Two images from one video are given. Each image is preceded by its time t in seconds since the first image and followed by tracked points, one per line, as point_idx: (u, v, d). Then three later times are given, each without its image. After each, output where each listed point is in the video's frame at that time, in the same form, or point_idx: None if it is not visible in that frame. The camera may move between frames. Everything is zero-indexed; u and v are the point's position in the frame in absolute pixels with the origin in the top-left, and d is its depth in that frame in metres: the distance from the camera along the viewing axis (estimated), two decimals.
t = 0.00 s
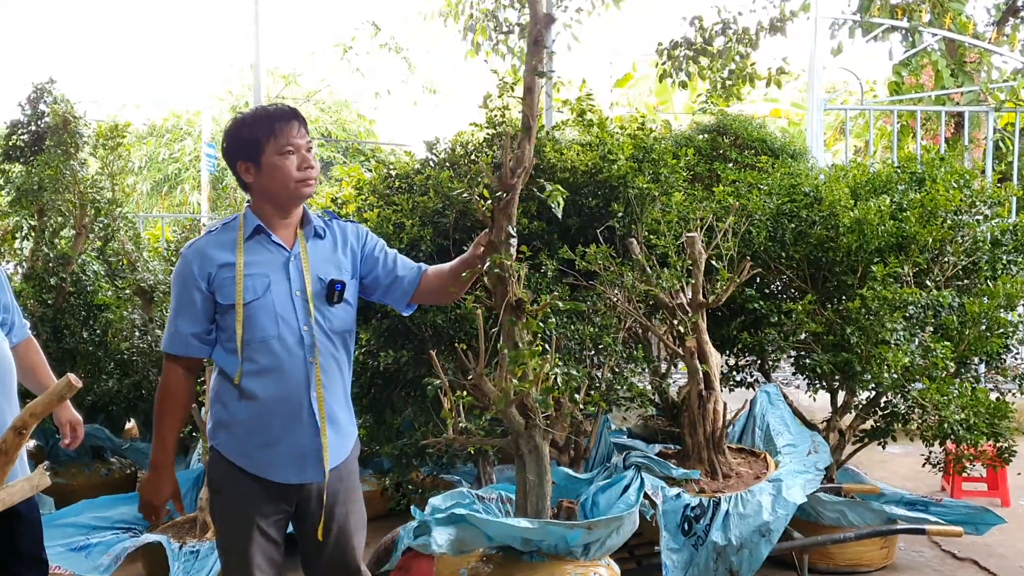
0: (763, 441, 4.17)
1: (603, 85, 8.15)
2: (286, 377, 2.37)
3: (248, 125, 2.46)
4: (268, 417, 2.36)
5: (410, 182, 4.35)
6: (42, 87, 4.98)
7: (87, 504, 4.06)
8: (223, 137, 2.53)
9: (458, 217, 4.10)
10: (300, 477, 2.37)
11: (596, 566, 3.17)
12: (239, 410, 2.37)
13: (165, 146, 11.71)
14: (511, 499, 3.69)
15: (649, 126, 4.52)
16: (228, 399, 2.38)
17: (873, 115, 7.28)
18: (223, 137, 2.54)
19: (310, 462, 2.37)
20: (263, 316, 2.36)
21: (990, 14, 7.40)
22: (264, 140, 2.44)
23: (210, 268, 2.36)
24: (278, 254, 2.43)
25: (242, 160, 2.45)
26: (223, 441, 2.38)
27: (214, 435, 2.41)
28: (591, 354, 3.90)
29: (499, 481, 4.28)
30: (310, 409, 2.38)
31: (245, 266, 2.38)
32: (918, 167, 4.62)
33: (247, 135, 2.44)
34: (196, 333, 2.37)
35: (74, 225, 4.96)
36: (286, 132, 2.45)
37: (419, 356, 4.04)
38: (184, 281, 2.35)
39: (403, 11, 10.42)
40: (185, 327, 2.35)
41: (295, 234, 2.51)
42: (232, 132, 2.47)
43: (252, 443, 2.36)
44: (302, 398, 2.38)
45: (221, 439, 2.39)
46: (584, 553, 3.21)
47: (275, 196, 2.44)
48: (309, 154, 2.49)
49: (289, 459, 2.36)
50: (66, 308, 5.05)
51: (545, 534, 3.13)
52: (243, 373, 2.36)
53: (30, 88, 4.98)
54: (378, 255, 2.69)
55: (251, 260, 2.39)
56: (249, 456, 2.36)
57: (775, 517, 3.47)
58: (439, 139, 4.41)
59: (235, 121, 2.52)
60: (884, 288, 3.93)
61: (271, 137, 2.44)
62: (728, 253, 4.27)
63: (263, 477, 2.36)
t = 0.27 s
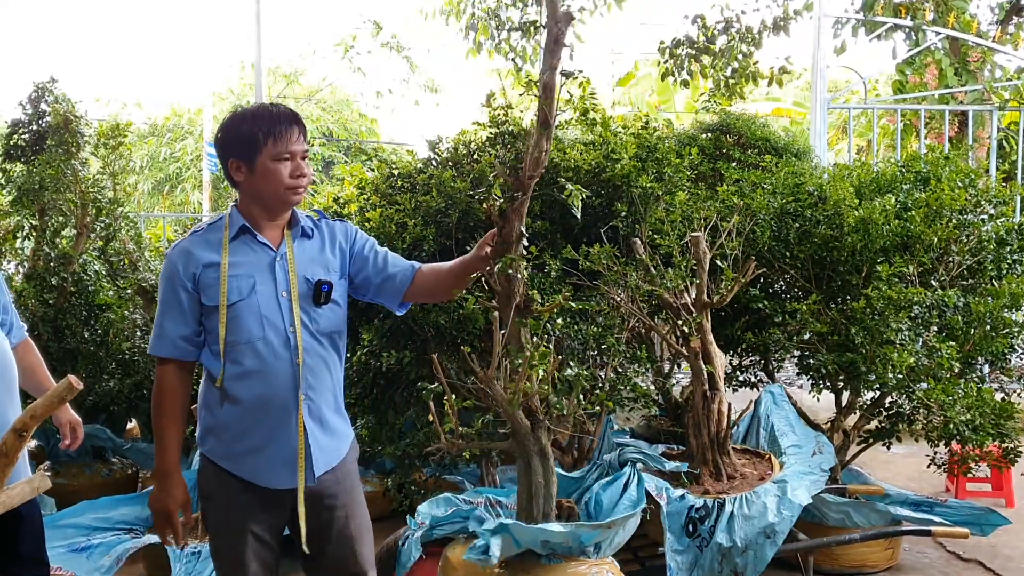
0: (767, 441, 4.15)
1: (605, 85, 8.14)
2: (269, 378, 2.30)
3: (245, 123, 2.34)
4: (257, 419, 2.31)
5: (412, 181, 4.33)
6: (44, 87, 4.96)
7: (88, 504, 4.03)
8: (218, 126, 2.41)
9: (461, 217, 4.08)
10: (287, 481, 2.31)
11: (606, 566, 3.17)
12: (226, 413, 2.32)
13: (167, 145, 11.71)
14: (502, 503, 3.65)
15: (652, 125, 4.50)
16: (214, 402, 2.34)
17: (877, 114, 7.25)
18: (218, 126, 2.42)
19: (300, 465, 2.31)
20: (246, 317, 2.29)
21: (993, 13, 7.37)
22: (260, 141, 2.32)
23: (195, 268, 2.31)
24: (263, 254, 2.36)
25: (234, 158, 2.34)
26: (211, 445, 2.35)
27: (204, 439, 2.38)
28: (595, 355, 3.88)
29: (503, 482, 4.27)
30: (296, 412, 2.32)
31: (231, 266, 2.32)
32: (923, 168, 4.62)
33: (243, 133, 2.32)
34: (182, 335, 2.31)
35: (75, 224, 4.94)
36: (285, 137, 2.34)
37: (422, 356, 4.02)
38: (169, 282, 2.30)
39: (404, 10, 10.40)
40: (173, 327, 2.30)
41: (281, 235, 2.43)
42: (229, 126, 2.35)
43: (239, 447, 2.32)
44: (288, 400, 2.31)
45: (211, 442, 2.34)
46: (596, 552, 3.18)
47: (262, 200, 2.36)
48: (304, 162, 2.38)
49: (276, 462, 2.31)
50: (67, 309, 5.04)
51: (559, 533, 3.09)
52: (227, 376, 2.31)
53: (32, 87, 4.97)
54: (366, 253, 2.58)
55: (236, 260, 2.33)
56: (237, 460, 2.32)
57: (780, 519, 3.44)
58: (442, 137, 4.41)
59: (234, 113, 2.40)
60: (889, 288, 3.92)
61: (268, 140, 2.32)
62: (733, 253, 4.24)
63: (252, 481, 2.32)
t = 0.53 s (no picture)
0: (770, 441, 4.16)
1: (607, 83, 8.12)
2: (276, 382, 2.26)
3: (254, 121, 2.31)
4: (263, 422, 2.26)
5: (414, 180, 4.32)
6: (45, 85, 4.96)
7: (90, 503, 4.00)
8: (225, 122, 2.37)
9: (464, 216, 4.07)
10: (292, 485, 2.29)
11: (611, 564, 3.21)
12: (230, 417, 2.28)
13: (168, 144, 11.70)
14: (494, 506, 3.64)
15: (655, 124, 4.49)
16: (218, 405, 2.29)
17: (879, 113, 7.24)
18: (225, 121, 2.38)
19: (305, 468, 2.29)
20: (252, 318, 2.24)
21: (996, 11, 7.35)
22: (269, 141, 2.29)
23: (200, 265, 2.23)
24: (271, 253, 2.32)
25: (242, 156, 2.30)
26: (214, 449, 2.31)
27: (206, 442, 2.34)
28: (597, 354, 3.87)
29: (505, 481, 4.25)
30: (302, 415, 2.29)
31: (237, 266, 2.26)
32: (926, 166, 4.60)
33: (252, 132, 2.29)
34: (186, 335, 2.23)
35: (76, 223, 4.93)
36: (294, 137, 2.31)
37: (424, 355, 4.01)
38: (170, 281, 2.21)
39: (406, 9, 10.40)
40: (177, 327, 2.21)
41: (287, 235, 2.40)
42: (238, 123, 2.31)
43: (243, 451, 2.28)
44: (294, 403, 2.28)
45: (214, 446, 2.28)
46: (603, 549, 3.21)
47: (268, 200, 2.33)
48: (312, 163, 2.36)
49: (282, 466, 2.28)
50: (69, 307, 5.04)
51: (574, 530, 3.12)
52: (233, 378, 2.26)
53: (33, 86, 4.96)
54: (373, 250, 2.56)
55: (242, 259, 2.27)
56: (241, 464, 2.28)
57: (783, 518, 3.43)
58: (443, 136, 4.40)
59: (242, 110, 2.36)
60: (892, 287, 3.90)
61: (277, 141, 2.29)
62: (736, 252, 4.23)
63: (257, 486, 2.29)
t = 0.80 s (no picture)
0: (772, 441, 4.14)
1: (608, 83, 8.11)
2: (304, 381, 2.25)
3: (295, 120, 2.28)
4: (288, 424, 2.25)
5: (415, 179, 4.31)
6: (46, 84, 4.95)
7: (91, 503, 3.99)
8: (264, 120, 2.34)
9: (464, 215, 4.06)
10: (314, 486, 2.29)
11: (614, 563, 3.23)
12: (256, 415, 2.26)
13: (169, 143, 11.71)
14: (485, 506, 3.61)
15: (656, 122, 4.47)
16: (243, 403, 2.26)
17: (881, 111, 7.22)
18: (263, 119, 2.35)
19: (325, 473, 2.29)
20: (282, 316, 2.22)
21: (999, 10, 7.32)
22: (308, 141, 2.26)
23: (234, 260, 2.20)
24: (303, 252, 2.30)
25: (280, 155, 2.28)
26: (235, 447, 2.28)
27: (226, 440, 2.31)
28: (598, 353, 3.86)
29: (506, 481, 4.25)
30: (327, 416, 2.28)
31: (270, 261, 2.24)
32: (928, 165, 4.58)
33: (292, 132, 2.26)
34: (216, 331, 2.19)
35: (76, 222, 4.92)
36: (333, 138, 2.28)
37: (425, 355, 4.00)
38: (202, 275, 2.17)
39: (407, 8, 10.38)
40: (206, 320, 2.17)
41: (320, 236, 2.39)
42: (278, 122, 2.28)
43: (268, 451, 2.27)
44: (320, 405, 2.27)
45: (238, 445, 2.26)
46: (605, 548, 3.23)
47: (303, 201, 2.31)
48: (348, 165, 2.34)
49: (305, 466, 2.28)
50: (69, 306, 5.03)
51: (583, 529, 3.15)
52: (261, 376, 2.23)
53: (34, 85, 4.96)
54: (399, 258, 2.62)
55: (275, 256, 2.25)
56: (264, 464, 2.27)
57: (785, 518, 3.43)
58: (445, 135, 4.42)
59: (282, 108, 2.33)
60: (895, 287, 3.89)
61: (316, 141, 2.27)
62: (738, 251, 4.22)
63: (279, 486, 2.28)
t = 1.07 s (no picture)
0: (771, 441, 4.12)
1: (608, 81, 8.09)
2: (327, 378, 2.23)
3: (324, 117, 2.27)
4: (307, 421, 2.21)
5: (413, 178, 4.29)
6: (44, 83, 4.94)
7: (88, 503, 3.98)
8: (293, 115, 2.32)
9: (463, 214, 4.05)
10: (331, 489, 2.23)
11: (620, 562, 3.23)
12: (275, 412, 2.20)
13: (169, 142, 11.69)
14: (477, 509, 3.60)
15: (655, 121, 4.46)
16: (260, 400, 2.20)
17: (882, 111, 7.20)
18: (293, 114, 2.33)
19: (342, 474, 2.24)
20: (307, 312, 2.20)
21: (1000, 8, 7.29)
22: (337, 137, 2.24)
23: (259, 252, 2.18)
24: (328, 250, 2.29)
25: (308, 150, 2.26)
26: (249, 449, 2.21)
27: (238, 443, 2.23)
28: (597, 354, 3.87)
29: (505, 481, 4.23)
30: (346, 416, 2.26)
31: (295, 256, 2.22)
32: (929, 164, 4.56)
33: (322, 127, 2.25)
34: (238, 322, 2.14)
35: (74, 221, 4.91)
36: (361, 134, 2.26)
37: (423, 354, 3.99)
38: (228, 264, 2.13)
39: (407, 7, 10.37)
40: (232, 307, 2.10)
41: (344, 235, 2.38)
42: (308, 118, 2.27)
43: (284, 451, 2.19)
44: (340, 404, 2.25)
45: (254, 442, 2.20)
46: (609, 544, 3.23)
47: (328, 197, 2.28)
48: (374, 163, 2.31)
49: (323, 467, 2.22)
50: (67, 306, 5.02)
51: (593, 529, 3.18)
52: (283, 371, 2.19)
53: (32, 84, 4.95)
54: (422, 262, 2.68)
55: (300, 251, 2.23)
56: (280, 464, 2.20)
57: (785, 519, 3.40)
58: (444, 133, 4.41)
59: (312, 105, 2.32)
60: (895, 287, 3.87)
61: (344, 137, 2.24)
62: (738, 250, 4.21)
63: (294, 488, 2.20)
